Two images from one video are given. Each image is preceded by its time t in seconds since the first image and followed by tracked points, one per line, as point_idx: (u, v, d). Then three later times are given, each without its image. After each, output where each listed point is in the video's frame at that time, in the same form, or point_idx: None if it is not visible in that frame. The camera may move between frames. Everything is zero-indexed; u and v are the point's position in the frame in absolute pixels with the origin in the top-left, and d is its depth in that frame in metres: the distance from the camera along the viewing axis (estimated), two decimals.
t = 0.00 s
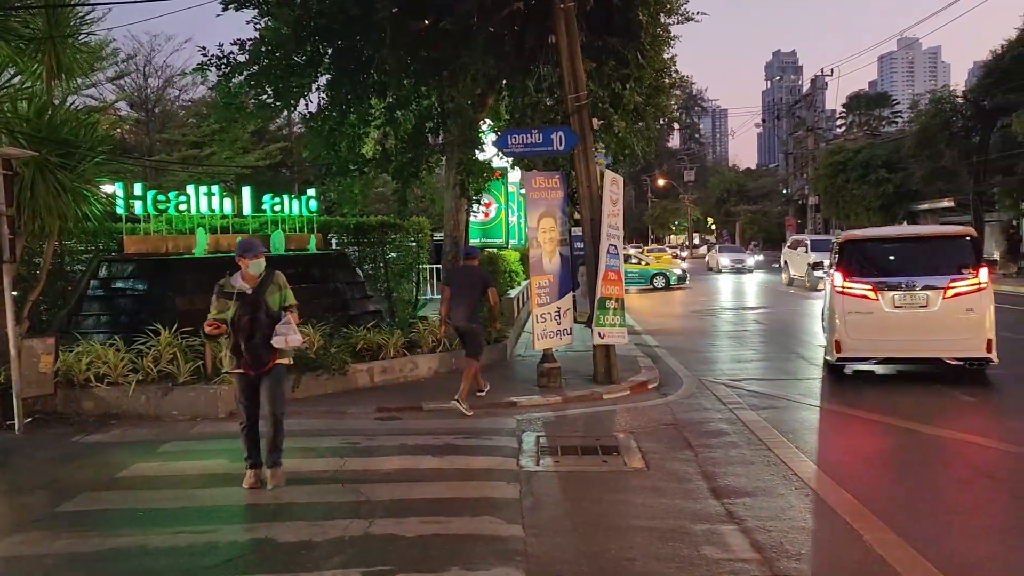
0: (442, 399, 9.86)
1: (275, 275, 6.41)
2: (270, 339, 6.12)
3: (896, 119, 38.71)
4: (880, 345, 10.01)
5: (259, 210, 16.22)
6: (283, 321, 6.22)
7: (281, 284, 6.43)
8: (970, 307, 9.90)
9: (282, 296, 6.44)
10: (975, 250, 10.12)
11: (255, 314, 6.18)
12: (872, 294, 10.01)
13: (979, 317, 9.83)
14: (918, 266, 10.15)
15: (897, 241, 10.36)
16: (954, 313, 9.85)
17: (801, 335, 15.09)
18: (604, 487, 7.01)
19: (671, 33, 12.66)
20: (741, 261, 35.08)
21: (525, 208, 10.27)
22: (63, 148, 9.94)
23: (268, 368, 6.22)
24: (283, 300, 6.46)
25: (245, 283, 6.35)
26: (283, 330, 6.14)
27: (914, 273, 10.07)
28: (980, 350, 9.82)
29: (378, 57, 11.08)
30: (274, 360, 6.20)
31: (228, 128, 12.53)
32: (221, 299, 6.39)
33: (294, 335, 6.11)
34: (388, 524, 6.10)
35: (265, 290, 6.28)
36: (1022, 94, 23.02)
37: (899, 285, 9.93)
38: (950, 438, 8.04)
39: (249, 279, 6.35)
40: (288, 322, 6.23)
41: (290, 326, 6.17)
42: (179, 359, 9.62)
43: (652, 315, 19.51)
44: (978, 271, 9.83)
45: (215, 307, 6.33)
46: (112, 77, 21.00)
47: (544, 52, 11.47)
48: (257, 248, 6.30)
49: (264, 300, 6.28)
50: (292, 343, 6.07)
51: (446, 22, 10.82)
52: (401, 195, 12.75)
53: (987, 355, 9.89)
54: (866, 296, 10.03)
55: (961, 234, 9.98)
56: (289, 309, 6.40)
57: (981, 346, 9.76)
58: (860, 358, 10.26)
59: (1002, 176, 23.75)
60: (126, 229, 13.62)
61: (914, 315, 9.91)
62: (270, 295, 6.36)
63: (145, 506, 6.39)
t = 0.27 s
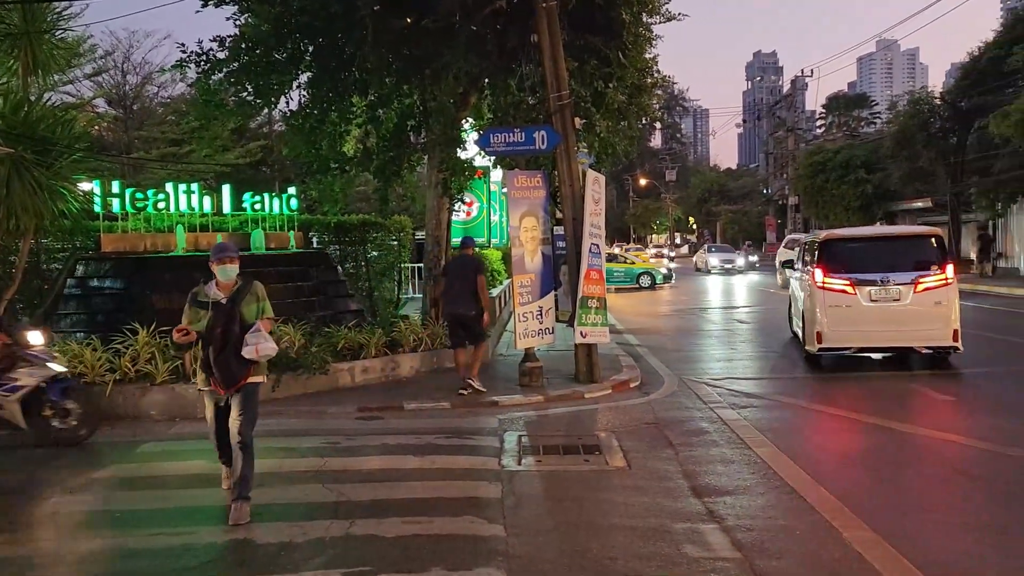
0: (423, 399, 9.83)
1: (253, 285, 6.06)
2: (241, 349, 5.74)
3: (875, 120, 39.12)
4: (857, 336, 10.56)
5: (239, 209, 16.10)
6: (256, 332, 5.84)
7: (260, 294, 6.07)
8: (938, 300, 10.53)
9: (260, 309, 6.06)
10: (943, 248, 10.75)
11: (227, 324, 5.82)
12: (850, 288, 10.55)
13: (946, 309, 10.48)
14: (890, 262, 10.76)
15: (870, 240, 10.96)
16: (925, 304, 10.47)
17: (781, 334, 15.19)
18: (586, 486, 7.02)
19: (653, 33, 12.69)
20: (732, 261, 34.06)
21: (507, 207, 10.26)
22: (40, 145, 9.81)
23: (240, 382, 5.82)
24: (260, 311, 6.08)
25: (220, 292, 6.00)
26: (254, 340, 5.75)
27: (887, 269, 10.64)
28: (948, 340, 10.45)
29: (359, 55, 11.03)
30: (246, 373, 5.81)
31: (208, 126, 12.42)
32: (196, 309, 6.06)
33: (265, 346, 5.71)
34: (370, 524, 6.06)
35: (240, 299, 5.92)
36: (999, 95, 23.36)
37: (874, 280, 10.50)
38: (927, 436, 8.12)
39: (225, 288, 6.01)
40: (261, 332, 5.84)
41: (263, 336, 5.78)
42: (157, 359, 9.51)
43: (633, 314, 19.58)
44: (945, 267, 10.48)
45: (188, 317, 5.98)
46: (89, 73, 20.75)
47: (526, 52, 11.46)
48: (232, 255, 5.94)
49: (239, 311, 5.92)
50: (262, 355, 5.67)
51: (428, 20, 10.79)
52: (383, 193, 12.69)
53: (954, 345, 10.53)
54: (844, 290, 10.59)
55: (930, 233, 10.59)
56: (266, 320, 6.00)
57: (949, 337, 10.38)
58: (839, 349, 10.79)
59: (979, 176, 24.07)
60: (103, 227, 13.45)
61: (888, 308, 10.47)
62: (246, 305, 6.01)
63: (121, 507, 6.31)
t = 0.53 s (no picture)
0: (406, 399, 9.79)
1: (223, 278, 5.75)
2: (206, 348, 5.47)
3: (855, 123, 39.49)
4: (832, 330, 11.22)
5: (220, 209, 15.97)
6: (222, 329, 5.53)
7: (231, 287, 5.77)
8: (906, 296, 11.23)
9: (231, 302, 5.75)
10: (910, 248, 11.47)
11: (193, 321, 5.57)
12: (824, 286, 11.22)
13: (913, 303, 11.18)
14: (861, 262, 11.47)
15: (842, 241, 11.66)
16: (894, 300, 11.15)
17: (762, 335, 15.31)
18: (568, 486, 7.01)
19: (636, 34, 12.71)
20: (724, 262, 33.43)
21: (489, 208, 10.25)
22: (17, 143, 9.70)
23: (210, 383, 5.59)
24: (231, 305, 5.77)
25: (188, 285, 5.73)
26: (218, 339, 5.45)
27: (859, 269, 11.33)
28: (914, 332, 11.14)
29: (342, 54, 10.98)
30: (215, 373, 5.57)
31: (188, 125, 12.32)
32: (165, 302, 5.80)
33: (229, 345, 5.39)
34: (350, 525, 6.03)
35: (207, 294, 5.63)
36: (977, 99, 23.66)
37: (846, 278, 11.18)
38: (904, 436, 8.20)
39: (193, 281, 5.72)
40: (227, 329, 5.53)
41: (228, 335, 5.46)
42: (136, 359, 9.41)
43: (615, 314, 19.65)
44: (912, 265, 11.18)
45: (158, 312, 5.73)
46: (69, 71, 20.52)
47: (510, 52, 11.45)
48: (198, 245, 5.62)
49: (206, 306, 5.64)
50: (225, 357, 5.34)
51: (410, 20, 10.76)
52: (365, 193, 12.63)
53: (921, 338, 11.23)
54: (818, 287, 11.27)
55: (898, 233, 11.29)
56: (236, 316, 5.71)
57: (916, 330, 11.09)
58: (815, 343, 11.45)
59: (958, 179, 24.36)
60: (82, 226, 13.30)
61: (860, 304, 11.16)
62: (215, 299, 5.70)
63: (99, 509, 6.24)
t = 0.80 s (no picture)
0: (392, 400, 9.76)
1: (190, 288, 5.06)
2: (170, 365, 4.83)
3: (841, 126, 39.79)
4: (807, 326, 12.18)
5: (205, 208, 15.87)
6: (191, 343, 4.92)
7: (200, 298, 5.12)
8: (875, 294, 12.23)
9: (199, 315, 5.10)
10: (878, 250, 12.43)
11: (156, 335, 4.89)
12: (801, 285, 12.16)
13: (881, 301, 12.21)
14: (833, 262, 12.44)
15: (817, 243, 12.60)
16: (864, 297, 12.15)
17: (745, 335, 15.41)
18: (553, 488, 7.01)
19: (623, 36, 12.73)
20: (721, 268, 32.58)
21: (476, 208, 10.26)
22: None
23: (175, 407, 4.92)
24: (200, 318, 5.11)
25: (150, 297, 5.03)
26: (187, 354, 4.84)
27: (832, 269, 12.29)
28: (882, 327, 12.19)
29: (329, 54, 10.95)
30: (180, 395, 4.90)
31: (174, 124, 12.24)
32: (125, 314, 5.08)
33: (199, 360, 4.82)
34: (335, 526, 6.01)
35: (173, 306, 4.94)
36: (961, 102, 23.88)
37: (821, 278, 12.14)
38: (888, 436, 8.27)
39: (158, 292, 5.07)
40: (197, 345, 4.90)
41: (199, 349, 4.87)
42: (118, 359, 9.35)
43: (601, 315, 19.70)
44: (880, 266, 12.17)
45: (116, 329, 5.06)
46: (54, 68, 20.36)
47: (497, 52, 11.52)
48: (167, 253, 5.01)
49: (172, 319, 4.96)
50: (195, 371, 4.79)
51: (398, 20, 10.74)
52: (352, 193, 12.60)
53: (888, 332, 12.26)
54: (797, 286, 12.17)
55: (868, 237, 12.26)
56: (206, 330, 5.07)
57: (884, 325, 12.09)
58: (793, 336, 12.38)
59: (941, 182, 24.61)
60: (66, 224, 13.21)
61: (835, 301, 12.13)
62: (181, 311, 5.03)
63: (83, 509, 6.21)
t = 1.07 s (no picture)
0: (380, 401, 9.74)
1: (165, 284, 4.68)
2: (148, 372, 4.44)
3: (829, 129, 40.00)
4: (786, 322, 12.99)
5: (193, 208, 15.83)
6: (168, 347, 4.53)
7: (176, 295, 4.71)
8: (849, 294, 13.08)
9: (174, 313, 4.71)
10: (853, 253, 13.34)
11: (131, 337, 4.50)
12: (781, 283, 12.98)
13: (855, 300, 13.05)
14: (810, 264, 13.31)
15: (796, 246, 13.48)
16: (838, 295, 13.01)
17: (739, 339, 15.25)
18: (542, 490, 6.99)
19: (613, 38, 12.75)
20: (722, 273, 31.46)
21: (465, 209, 10.26)
22: None
23: (148, 414, 4.53)
24: (175, 316, 4.72)
25: (120, 294, 4.62)
26: (167, 360, 4.46)
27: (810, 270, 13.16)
28: (856, 323, 13.01)
29: (318, 54, 10.93)
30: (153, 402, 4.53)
31: (162, 124, 12.19)
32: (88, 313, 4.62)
33: (180, 367, 4.44)
34: (322, 527, 5.99)
35: (148, 304, 4.56)
36: (948, 106, 24.05)
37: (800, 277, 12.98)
38: (873, 438, 8.32)
39: (127, 287, 4.65)
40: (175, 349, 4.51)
41: (178, 354, 4.48)
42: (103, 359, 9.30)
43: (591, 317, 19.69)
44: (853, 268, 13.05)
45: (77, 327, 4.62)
46: (41, 67, 20.25)
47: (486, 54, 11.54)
48: (136, 247, 4.56)
49: (147, 319, 4.56)
50: (175, 379, 4.42)
51: (387, 20, 10.72)
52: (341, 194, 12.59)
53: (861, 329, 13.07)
54: (778, 285, 12.98)
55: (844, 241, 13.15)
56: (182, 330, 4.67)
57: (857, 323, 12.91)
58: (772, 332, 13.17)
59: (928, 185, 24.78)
60: (53, 224, 13.14)
61: (811, 299, 12.95)
62: (155, 309, 4.61)
63: (68, 510, 6.18)
